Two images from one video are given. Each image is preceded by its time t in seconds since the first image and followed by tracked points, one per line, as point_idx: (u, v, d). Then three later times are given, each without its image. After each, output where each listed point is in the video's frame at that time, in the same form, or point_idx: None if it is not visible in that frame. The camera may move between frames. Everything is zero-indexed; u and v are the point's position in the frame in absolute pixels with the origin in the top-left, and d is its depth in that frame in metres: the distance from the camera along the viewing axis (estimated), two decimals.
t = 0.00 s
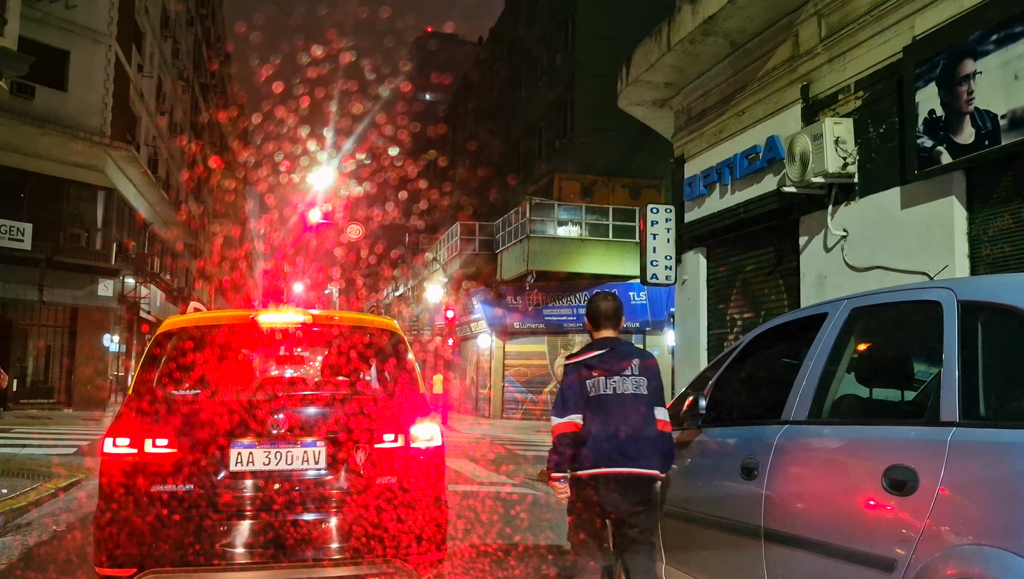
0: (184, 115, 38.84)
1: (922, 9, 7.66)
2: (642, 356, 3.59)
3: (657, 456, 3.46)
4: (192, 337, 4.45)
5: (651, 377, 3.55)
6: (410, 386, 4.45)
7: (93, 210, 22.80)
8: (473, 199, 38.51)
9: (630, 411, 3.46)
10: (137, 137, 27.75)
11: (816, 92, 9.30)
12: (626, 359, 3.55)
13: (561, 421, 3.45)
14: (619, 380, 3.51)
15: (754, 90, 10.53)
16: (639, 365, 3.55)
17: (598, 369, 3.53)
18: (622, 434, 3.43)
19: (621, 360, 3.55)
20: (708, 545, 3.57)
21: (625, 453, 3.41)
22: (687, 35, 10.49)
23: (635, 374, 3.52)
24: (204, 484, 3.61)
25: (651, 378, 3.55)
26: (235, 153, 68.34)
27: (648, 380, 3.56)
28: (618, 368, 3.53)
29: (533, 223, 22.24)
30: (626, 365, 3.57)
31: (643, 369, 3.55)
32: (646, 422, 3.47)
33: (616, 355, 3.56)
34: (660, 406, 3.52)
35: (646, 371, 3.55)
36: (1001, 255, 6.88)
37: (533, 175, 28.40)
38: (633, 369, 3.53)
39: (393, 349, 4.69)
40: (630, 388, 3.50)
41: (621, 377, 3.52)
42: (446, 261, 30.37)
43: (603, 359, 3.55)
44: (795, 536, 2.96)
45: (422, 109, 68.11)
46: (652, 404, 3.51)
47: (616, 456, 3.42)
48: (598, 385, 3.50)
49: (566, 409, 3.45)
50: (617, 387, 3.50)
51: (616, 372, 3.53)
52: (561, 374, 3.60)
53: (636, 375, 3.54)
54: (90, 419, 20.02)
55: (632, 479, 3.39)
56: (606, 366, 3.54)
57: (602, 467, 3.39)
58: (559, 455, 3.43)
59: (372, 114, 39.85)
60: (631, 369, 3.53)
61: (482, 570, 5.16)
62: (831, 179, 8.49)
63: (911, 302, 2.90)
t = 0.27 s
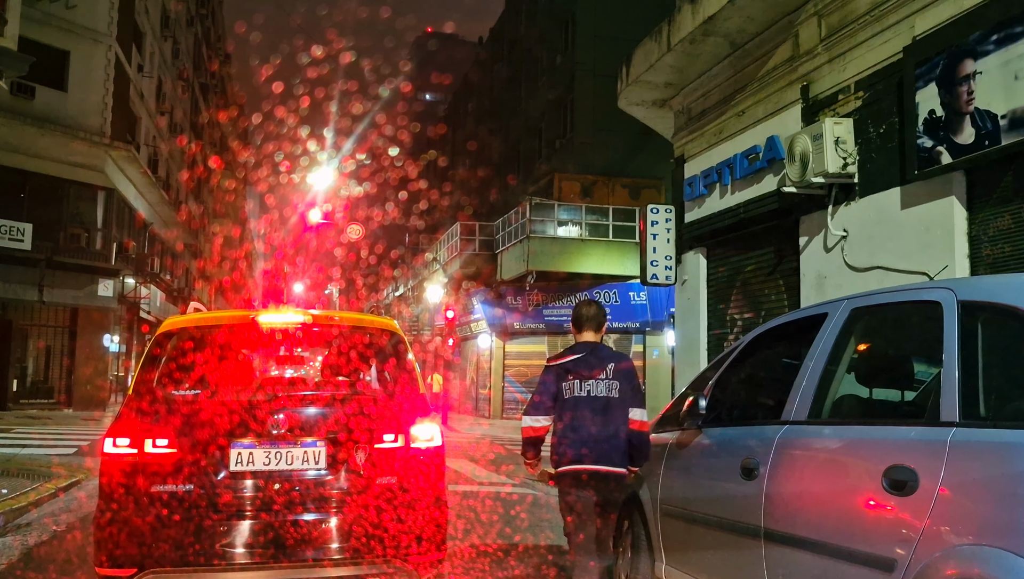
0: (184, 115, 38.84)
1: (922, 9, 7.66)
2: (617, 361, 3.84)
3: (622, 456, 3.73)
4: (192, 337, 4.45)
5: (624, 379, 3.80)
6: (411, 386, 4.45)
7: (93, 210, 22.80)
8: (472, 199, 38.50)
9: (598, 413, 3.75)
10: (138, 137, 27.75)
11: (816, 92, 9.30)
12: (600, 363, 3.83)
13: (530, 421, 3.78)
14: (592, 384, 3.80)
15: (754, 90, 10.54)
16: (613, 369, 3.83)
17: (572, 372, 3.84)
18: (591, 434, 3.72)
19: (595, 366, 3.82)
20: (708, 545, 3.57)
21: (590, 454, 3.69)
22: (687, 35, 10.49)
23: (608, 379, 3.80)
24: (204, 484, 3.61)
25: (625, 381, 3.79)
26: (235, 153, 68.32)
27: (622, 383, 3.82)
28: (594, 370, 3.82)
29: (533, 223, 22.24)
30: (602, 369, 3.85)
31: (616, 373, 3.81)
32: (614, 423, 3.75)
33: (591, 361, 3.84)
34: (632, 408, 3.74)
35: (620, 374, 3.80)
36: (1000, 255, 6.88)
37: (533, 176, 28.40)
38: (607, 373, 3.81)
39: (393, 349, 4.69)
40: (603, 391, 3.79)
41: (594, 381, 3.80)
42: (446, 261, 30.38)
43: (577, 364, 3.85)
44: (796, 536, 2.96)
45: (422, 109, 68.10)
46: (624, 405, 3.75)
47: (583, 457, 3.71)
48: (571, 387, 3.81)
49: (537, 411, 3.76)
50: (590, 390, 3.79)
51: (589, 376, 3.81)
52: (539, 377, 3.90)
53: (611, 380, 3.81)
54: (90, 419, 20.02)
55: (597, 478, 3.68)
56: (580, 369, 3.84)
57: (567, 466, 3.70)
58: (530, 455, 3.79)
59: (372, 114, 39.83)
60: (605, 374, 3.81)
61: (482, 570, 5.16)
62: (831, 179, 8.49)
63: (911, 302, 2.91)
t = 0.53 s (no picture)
0: (184, 114, 38.81)
1: (922, 9, 7.66)
2: (611, 365, 4.71)
3: (603, 446, 4.62)
4: (192, 337, 4.45)
5: (613, 382, 4.68)
6: (411, 385, 4.44)
7: (93, 210, 22.79)
8: (472, 199, 38.47)
9: (590, 409, 4.65)
10: (137, 137, 27.71)
11: (816, 92, 9.30)
12: (597, 364, 4.71)
13: (534, 407, 4.63)
14: (586, 382, 4.69)
15: (754, 90, 10.53)
16: (606, 372, 4.70)
17: (572, 370, 4.73)
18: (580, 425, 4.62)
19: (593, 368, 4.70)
20: (708, 546, 3.57)
21: (579, 442, 4.59)
22: (687, 35, 10.49)
23: (601, 379, 4.68)
24: (204, 484, 3.61)
25: (613, 383, 4.68)
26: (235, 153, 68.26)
27: (611, 385, 4.70)
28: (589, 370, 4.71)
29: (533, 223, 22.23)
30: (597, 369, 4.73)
31: (608, 375, 4.68)
32: (602, 418, 4.64)
33: (589, 363, 4.71)
34: (618, 409, 4.64)
35: (611, 376, 4.68)
36: (1001, 255, 6.88)
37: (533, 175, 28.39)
38: (600, 374, 4.69)
39: (393, 349, 4.69)
40: (595, 390, 4.67)
41: (588, 379, 4.69)
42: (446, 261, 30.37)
43: (577, 363, 4.73)
44: (796, 536, 2.96)
45: (422, 109, 68.00)
46: (610, 403, 4.66)
47: (572, 444, 4.60)
48: (568, 383, 4.71)
49: (539, 400, 4.64)
50: (584, 387, 4.69)
51: (586, 374, 4.71)
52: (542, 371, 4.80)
53: (601, 381, 4.70)
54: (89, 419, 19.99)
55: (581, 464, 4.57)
56: (578, 368, 4.74)
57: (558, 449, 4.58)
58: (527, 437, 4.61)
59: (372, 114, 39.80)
60: (599, 375, 4.69)
61: (482, 570, 5.16)
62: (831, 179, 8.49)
63: (911, 302, 2.91)
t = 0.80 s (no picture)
0: (184, 114, 38.82)
1: (922, 9, 7.66)
2: (600, 368, 4.73)
3: (601, 448, 4.62)
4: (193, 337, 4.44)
5: (602, 384, 4.70)
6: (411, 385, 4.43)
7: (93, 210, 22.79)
8: (472, 199, 38.48)
9: (583, 412, 4.67)
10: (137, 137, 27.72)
11: (816, 92, 9.30)
12: (587, 368, 4.74)
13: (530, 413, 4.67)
14: (577, 386, 4.72)
15: (754, 90, 10.54)
16: (595, 375, 4.72)
17: (562, 375, 4.76)
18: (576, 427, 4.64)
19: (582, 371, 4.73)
20: (709, 546, 3.57)
21: (576, 444, 4.60)
22: (687, 35, 10.49)
23: (590, 382, 4.71)
24: (204, 484, 3.61)
25: (603, 386, 4.70)
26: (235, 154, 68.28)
27: (600, 388, 4.72)
28: (579, 375, 4.74)
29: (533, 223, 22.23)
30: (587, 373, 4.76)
31: (597, 378, 4.71)
32: (596, 420, 4.66)
33: (578, 368, 4.75)
34: (611, 409, 4.66)
35: (600, 379, 4.70)
36: (1001, 255, 6.88)
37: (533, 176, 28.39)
38: (588, 377, 4.71)
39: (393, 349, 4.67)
40: (585, 393, 4.69)
41: (579, 383, 4.73)
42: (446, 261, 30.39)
43: (567, 368, 4.76)
44: (796, 537, 2.96)
45: (422, 110, 68.05)
46: (603, 405, 4.67)
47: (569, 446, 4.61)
48: (561, 388, 4.74)
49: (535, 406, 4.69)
50: (576, 392, 4.72)
51: (576, 379, 4.74)
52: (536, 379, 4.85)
53: (591, 384, 4.72)
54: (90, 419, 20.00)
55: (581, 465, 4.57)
56: (569, 374, 4.76)
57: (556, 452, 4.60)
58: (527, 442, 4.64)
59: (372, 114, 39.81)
60: (588, 378, 4.72)
61: (482, 570, 5.17)
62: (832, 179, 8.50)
63: (912, 302, 2.91)
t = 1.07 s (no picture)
0: (184, 114, 38.79)
1: (922, 9, 7.66)
2: (594, 364, 4.90)
3: (598, 440, 4.81)
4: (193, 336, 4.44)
5: (597, 379, 4.87)
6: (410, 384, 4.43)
7: (93, 210, 22.77)
8: (472, 200, 38.47)
9: (579, 407, 4.87)
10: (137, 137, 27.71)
11: (816, 92, 9.30)
12: (581, 366, 4.93)
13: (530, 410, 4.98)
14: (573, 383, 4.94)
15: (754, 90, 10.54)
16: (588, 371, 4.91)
17: (560, 372, 5.00)
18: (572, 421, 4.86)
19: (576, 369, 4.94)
20: (708, 546, 3.57)
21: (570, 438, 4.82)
22: (687, 34, 10.49)
23: (583, 378, 4.90)
24: (204, 484, 3.61)
25: (598, 382, 4.86)
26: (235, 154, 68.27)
27: (594, 383, 4.89)
28: (574, 372, 4.95)
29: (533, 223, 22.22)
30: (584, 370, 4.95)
31: (591, 374, 4.89)
32: (592, 414, 4.84)
33: (573, 366, 4.97)
34: (606, 403, 4.82)
35: (595, 375, 4.87)
36: (1001, 255, 6.88)
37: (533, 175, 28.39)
38: (582, 373, 4.91)
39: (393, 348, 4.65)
40: (580, 389, 4.89)
41: (575, 379, 4.93)
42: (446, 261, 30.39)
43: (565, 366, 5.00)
44: (796, 536, 2.95)
45: (422, 110, 68.00)
46: (598, 400, 4.85)
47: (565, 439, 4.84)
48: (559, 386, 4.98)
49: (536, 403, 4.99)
50: (573, 388, 4.93)
51: (572, 377, 4.95)
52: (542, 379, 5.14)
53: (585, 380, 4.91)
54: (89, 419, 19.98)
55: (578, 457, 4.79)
56: (566, 372, 5.00)
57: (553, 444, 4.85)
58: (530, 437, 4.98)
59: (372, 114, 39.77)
60: (582, 375, 4.92)
61: (482, 570, 5.16)
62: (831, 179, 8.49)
63: (911, 302, 2.90)
